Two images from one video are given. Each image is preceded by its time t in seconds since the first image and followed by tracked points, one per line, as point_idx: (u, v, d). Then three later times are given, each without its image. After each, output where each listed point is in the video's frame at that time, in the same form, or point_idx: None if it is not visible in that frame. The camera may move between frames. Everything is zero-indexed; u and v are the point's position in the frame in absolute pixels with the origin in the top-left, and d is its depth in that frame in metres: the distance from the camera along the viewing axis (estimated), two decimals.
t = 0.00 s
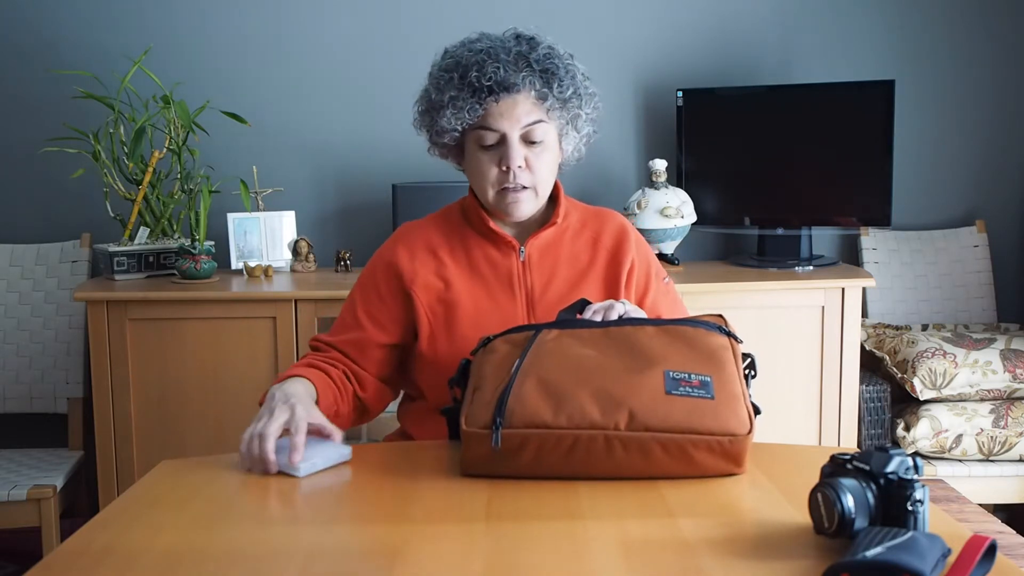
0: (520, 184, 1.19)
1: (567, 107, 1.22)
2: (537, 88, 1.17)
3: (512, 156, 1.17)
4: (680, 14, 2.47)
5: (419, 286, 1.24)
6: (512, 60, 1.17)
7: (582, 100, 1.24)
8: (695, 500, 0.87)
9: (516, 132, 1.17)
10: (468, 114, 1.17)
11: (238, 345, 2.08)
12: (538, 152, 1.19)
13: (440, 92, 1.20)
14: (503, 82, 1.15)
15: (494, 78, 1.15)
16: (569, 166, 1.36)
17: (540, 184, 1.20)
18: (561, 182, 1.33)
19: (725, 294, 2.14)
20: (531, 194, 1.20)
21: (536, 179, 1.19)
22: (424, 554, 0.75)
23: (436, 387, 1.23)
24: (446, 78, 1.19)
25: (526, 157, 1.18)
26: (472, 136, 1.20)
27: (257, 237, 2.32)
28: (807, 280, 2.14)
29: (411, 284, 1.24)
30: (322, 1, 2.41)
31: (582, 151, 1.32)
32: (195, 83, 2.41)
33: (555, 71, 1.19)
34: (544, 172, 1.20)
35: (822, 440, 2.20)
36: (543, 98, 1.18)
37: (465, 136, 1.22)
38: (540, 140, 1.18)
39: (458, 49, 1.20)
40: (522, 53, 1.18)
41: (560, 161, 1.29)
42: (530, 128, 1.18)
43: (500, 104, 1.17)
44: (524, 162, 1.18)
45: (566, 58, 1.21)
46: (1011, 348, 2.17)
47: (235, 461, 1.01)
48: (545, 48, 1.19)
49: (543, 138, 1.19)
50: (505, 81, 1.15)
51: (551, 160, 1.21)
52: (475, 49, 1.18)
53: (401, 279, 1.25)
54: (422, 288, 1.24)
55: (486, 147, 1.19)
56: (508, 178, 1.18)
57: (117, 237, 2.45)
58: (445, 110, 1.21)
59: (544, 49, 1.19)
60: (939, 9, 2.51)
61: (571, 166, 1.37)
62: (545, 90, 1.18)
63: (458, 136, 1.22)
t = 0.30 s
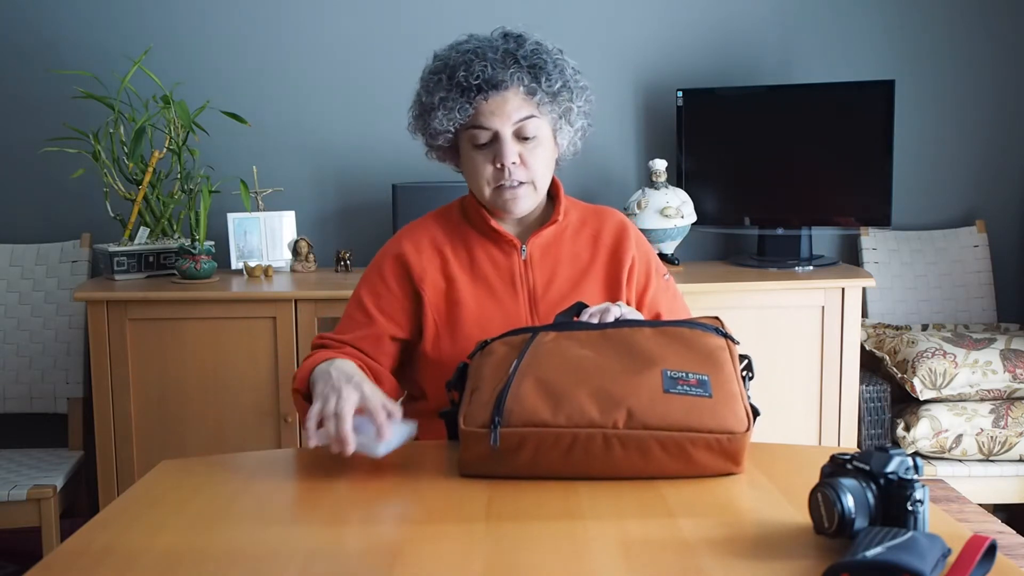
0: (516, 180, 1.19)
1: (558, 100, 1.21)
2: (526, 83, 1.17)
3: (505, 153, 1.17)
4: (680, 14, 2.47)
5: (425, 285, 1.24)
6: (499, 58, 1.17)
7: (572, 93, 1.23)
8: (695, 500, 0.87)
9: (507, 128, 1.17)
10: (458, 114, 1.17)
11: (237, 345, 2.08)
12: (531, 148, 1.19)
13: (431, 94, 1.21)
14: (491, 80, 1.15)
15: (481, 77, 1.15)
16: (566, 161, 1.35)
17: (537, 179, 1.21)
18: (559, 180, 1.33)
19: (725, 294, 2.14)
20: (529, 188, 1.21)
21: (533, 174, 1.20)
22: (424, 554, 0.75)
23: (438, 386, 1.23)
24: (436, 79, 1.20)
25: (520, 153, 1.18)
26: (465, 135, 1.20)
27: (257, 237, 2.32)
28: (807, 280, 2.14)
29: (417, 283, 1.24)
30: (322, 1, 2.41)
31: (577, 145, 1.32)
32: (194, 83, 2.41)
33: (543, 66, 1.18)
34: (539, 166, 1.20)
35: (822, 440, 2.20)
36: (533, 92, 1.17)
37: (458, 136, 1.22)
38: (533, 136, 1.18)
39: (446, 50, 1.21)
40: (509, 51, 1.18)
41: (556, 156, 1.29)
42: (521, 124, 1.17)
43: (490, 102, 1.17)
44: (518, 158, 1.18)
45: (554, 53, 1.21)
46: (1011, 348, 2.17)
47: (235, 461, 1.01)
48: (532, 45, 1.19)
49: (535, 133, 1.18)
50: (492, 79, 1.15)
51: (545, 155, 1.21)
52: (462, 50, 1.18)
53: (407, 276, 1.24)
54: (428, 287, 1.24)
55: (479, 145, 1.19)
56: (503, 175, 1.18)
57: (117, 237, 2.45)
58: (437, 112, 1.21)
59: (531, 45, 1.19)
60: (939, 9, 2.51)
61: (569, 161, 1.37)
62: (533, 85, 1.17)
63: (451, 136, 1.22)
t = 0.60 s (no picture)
0: (527, 181, 1.18)
1: (572, 104, 1.22)
2: (542, 85, 1.17)
3: (518, 153, 1.17)
4: (681, 14, 2.47)
5: (430, 286, 1.24)
6: (516, 58, 1.17)
7: (586, 97, 1.24)
8: (695, 500, 0.87)
9: (521, 129, 1.17)
10: (474, 112, 1.17)
11: (237, 345, 2.08)
12: (543, 149, 1.18)
13: (446, 90, 1.20)
14: (509, 79, 1.15)
15: (499, 75, 1.15)
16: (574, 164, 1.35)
17: (547, 181, 1.20)
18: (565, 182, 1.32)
19: (725, 294, 2.14)
20: (538, 190, 1.20)
21: (543, 175, 1.19)
22: (424, 555, 0.75)
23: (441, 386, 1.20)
24: (452, 76, 1.19)
25: (532, 154, 1.18)
26: (478, 134, 1.19)
27: (257, 237, 2.32)
28: (807, 280, 2.14)
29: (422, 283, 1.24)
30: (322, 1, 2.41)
31: (586, 149, 1.32)
32: (194, 83, 2.41)
33: (560, 68, 1.19)
34: (549, 168, 1.20)
35: (822, 440, 2.20)
36: (549, 94, 1.18)
37: (471, 134, 1.21)
38: (546, 137, 1.18)
39: (463, 48, 1.20)
40: (526, 51, 1.18)
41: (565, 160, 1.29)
42: (535, 125, 1.17)
43: (506, 101, 1.17)
44: (530, 159, 1.18)
45: (570, 56, 1.22)
46: (1011, 348, 2.17)
47: (235, 461, 1.01)
48: (549, 46, 1.20)
49: (549, 135, 1.18)
50: (510, 78, 1.15)
51: (557, 158, 1.21)
52: (480, 47, 1.19)
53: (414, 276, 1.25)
54: (434, 288, 1.24)
55: (492, 144, 1.18)
56: (514, 175, 1.18)
57: (117, 237, 2.45)
58: (451, 109, 1.20)
59: (548, 46, 1.19)
60: (939, 9, 2.51)
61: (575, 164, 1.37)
62: (550, 86, 1.18)
63: (464, 134, 1.22)
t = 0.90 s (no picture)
0: (542, 179, 1.18)
1: (587, 104, 1.23)
2: (561, 84, 1.17)
3: (535, 152, 1.16)
4: (681, 14, 2.47)
5: (442, 283, 1.24)
6: (535, 56, 1.17)
7: (599, 97, 1.24)
8: (694, 500, 0.87)
9: (538, 128, 1.17)
10: (492, 109, 1.16)
11: (237, 345, 2.08)
12: (558, 148, 1.18)
13: (462, 86, 1.19)
14: (528, 78, 1.15)
15: (519, 73, 1.15)
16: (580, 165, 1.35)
17: (560, 179, 1.20)
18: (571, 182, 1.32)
19: (725, 294, 2.14)
20: (552, 189, 1.20)
21: (557, 174, 1.19)
22: (424, 555, 0.75)
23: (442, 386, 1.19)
24: (470, 73, 1.18)
25: (548, 153, 1.18)
26: (494, 132, 1.19)
27: (257, 237, 2.32)
28: (807, 280, 2.14)
29: (434, 279, 1.24)
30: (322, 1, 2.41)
31: (594, 149, 1.32)
32: (194, 83, 2.41)
33: (577, 68, 1.19)
34: (563, 167, 1.20)
35: (822, 440, 2.20)
36: (567, 94, 1.18)
37: (486, 132, 1.20)
38: (561, 136, 1.18)
39: (480, 45, 1.19)
40: (544, 50, 1.18)
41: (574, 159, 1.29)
42: (552, 125, 1.17)
43: (524, 99, 1.16)
44: (546, 158, 1.17)
45: (585, 56, 1.22)
46: (1011, 348, 2.17)
47: (235, 461, 1.01)
48: (565, 45, 1.20)
49: (565, 134, 1.18)
50: (530, 77, 1.15)
51: (571, 157, 1.21)
52: (498, 45, 1.18)
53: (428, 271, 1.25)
54: (445, 285, 1.24)
55: (508, 142, 1.18)
56: (530, 174, 1.17)
57: (117, 237, 2.45)
58: (467, 106, 1.19)
59: (565, 45, 1.19)
60: (939, 9, 2.51)
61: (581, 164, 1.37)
62: (568, 86, 1.18)
63: (478, 132, 1.20)
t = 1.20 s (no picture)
0: (546, 176, 1.16)
1: (594, 104, 1.22)
2: (570, 81, 1.16)
3: (541, 147, 1.15)
4: (681, 14, 2.47)
5: (446, 285, 1.24)
6: (546, 52, 1.16)
7: (607, 99, 1.24)
8: (694, 499, 0.87)
9: (546, 124, 1.15)
10: (501, 102, 1.15)
11: (237, 345, 2.08)
12: (565, 146, 1.17)
13: (472, 78, 1.18)
14: (538, 72, 1.14)
15: (530, 68, 1.14)
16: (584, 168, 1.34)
17: (565, 177, 1.18)
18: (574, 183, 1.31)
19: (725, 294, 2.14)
20: (556, 186, 1.17)
21: (562, 171, 1.17)
22: (423, 555, 0.75)
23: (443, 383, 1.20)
24: (481, 66, 1.17)
25: (554, 149, 1.16)
26: (501, 125, 1.17)
27: (257, 237, 2.32)
28: (807, 280, 2.14)
29: (438, 281, 1.24)
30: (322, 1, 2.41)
31: (599, 154, 1.31)
32: (195, 83, 2.41)
33: (587, 67, 1.19)
34: (569, 165, 1.18)
35: (821, 440, 2.20)
36: (575, 92, 1.17)
37: (492, 126, 1.18)
38: (568, 134, 1.16)
39: (493, 41, 1.19)
40: (555, 48, 1.17)
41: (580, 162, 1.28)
42: (559, 121, 1.15)
43: (533, 94, 1.15)
44: (552, 154, 1.15)
45: (595, 57, 1.22)
46: (1011, 348, 2.17)
47: (235, 461, 1.01)
48: (576, 45, 1.19)
49: (572, 132, 1.17)
50: (540, 72, 1.14)
51: (577, 156, 1.19)
52: (510, 40, 1.17)
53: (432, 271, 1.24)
54: (449, 287, 1.24)
55: (513, 137, 1.16)
56: (534, 169, 1.15)
57: (117, 237, 2.45)
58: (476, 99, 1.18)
59: (575, 45, 1.19)
60: (939, 9, 2.51)
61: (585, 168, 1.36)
62: (577, 84, 1.17)
63: (485, 126, 1.19)
